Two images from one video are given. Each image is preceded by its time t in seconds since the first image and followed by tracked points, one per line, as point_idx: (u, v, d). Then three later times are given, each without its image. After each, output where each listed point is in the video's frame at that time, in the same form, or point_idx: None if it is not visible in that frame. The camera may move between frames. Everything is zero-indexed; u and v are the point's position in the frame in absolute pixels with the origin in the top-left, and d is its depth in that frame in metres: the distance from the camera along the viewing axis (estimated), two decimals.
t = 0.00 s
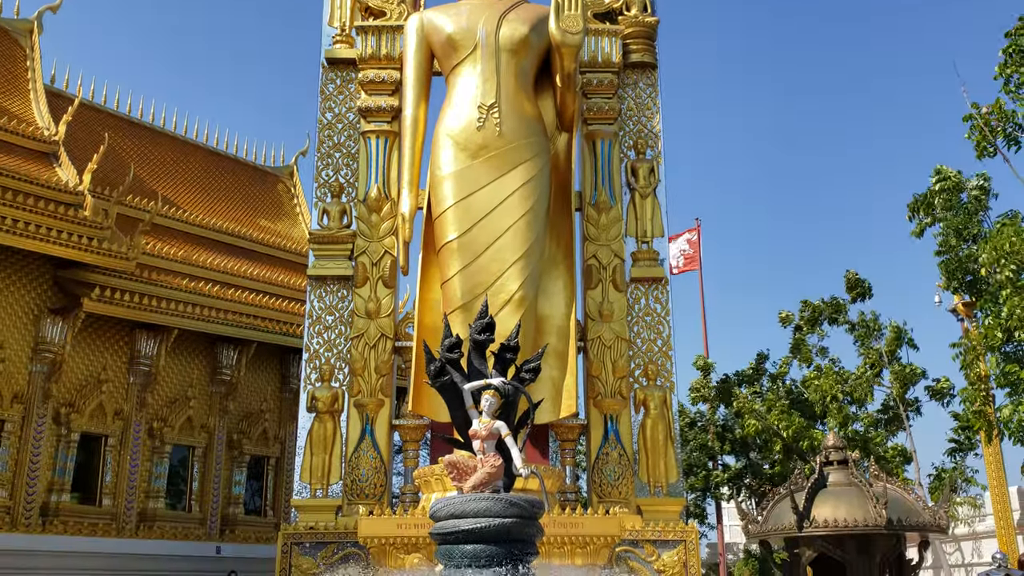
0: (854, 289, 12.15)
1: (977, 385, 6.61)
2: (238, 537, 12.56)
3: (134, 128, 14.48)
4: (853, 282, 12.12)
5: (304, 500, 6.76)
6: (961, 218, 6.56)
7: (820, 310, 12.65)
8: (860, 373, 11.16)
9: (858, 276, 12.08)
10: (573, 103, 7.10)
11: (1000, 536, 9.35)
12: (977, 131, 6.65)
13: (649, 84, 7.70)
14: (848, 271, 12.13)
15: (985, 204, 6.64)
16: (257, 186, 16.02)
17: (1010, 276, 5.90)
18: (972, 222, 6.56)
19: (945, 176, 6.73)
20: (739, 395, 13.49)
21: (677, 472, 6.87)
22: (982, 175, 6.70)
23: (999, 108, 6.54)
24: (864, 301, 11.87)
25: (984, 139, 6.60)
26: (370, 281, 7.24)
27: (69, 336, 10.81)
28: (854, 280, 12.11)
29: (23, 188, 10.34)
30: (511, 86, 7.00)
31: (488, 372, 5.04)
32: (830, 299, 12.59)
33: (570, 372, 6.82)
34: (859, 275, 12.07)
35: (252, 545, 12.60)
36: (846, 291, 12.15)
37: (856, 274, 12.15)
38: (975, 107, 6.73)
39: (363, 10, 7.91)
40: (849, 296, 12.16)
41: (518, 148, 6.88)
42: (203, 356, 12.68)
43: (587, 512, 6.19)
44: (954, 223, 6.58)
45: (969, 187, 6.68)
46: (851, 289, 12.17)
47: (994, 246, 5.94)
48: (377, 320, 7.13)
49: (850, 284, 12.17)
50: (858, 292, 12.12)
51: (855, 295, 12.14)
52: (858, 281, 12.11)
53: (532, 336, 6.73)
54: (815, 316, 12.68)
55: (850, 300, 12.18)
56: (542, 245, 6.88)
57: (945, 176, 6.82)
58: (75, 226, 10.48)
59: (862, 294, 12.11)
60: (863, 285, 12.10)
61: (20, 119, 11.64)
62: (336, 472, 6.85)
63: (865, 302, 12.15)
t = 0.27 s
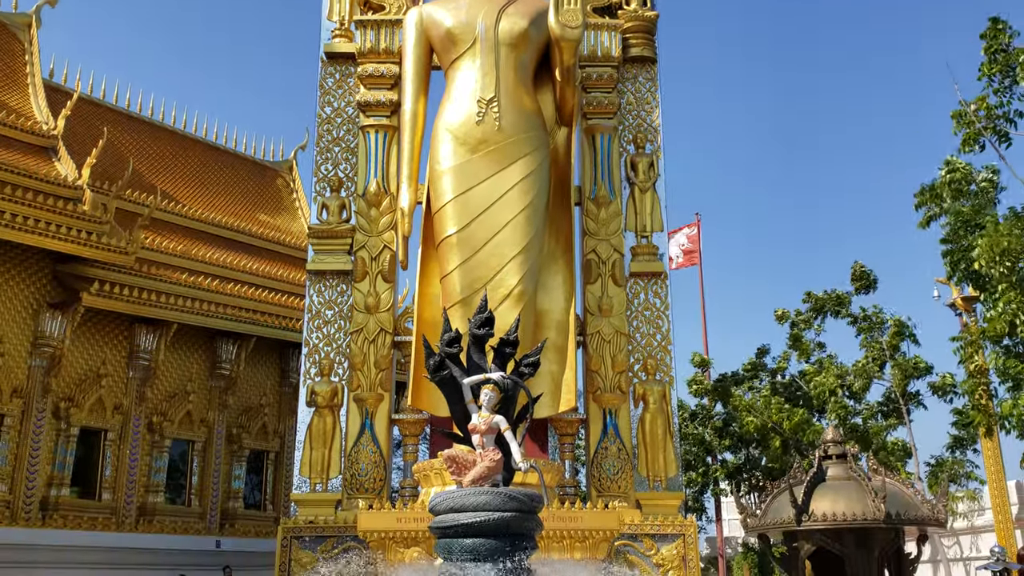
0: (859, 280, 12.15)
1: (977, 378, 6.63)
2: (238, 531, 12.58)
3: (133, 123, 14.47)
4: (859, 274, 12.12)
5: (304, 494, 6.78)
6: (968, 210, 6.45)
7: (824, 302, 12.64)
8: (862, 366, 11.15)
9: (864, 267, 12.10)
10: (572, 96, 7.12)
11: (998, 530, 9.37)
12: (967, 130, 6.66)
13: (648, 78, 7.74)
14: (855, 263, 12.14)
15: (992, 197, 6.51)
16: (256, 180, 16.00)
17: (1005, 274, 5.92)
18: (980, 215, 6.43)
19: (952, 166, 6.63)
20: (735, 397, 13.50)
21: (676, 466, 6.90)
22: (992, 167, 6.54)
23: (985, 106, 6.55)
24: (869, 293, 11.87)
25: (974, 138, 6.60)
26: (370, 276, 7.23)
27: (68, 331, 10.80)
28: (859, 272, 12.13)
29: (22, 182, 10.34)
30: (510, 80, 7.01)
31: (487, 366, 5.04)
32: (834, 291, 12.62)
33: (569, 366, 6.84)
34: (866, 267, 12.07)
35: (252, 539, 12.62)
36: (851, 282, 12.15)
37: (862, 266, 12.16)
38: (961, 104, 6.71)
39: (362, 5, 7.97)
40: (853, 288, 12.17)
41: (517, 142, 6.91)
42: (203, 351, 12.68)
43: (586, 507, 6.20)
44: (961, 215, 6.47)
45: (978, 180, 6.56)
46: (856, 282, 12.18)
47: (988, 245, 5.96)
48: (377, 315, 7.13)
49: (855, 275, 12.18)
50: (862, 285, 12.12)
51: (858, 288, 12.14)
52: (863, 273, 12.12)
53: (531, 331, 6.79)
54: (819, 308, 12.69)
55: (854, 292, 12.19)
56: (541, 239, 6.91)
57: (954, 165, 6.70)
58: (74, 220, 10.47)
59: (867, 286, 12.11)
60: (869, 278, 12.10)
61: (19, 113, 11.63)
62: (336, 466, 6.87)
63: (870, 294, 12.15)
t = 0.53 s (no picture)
0: (867, 272, 12.11)
1: (978, 372, 6.62)
2: (238, 527, 12.59)
3: (132, 119, 14.45)
4: (867, 266, 12.09)
5: (304, 491, 6.80)
6: (975, 204, 6.38)
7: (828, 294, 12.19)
8: (865, 359, 11.13)
9: (872, 259, 12.05)
10: (572, 92, 7.12)
11: (997, 525, 9.39)
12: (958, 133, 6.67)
13: (648, 74, 7.79)
14: (862, 255, 12.09)
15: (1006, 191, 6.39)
16: (255, 177, 15.99)
17: (1003, 273, 5.90)
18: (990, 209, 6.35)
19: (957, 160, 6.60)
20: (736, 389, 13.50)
21: (675, 461, 6.91)
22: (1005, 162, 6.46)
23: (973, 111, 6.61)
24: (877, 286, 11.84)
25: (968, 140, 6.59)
26: (369, 272, 7.27)
27: (68, 328, 10.80)
28: (867, 264, 12.09)
29: (21, 179, 10.33)
30: (509, 76, 7.02)
31: (487, 363, 5.02)
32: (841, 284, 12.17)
33: (569, 363, 6.88)
34: (875, 259, 12.03)
35: (252, 535, 12.63)
36: (859, 275, 12.11)
37: (870, 259, 12.13)
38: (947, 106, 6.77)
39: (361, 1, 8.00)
40: (861, 280, 12.13)
41: (516, 138, 6.91)
42: (202, 347, 12.68)
43: (585, 502, 6.21)
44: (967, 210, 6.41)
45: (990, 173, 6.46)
46: (864, 274, 12.13)
47: (985, 245, 5.95)
48: (376, 311, 7.16)
49: (863, 267, 12.13)
50: (870, 277, 12.08)
51: (867, 279, 12.10)
52: (871, 265, 12.09)
53: (531, 327, 6.81)
54: (825, 301, 12.19)
55: (861, 284, 12.14)
56: (541, 235, 6.94)
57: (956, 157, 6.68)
58: (73, 217, 10.47)
59: (876, 278, 12.08)
60: (876, 271, 12.07)
61: (18, 110, 11.61)
62: (336, 462, 6.89)
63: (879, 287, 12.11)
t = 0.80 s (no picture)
0: (877, 259, 12.09)
1: (978, 362, 6.62)
2: (238, 517, 12.62)
3: (131, 109, 14.43)
4: (876, 253, 12.08)
5: (304, 481, 6.81)
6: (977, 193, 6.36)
7: (834, 279, 12.07)
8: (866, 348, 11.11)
9: (882, 246, 12.04)
10: (571, 81, 7.22)
11: (995, 514, 9.42)
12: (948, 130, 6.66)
13: (647, 64, 7.79)
14: (874, 242, 12.07)
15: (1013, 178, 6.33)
16: (254, 167, 15.97)
17: (1000, 265, 5.91)
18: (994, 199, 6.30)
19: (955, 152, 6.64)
20: (740, 372, 13.53)
21: (675, 451, 6.92)
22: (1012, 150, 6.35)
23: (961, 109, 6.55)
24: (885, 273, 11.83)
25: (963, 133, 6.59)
26: (368, 263, 7.26)
27: (67, 318, 10.81)
28: (877, 251, 12.09)
29: (19, 169, 10.32)
30: (508, 66, 7.11)
31: (487, 354, 5.01)
32: (848, 268, 12.02)
33: (568, 353, 6.90)
34: (887, 247, 12.01)
35: (252, 525, 12.66)
36: (868, 261, 12.10)
37: (880, 246, 12.12)
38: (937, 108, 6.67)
39: None
40: (870, 267, 12.12)
41: (515, 128, 6.99)
42: (202, 337, 12.69)
43: (585, 492, 6.22)
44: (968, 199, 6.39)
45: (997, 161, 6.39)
46: (873, 260, 12.12)
47: (982, 238, 5.95)
48: (376, 302, 7.16)
49: (873, 254, 12.12)
50: (880, 264, 12.07)
51: (876, 266, 12.10)
52: (881, 252, 12.08)
53: (530, 316, 6.89)
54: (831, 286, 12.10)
55: (870, 271, 12.14)
56: (540, 225, 7.01)
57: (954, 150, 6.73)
58: (72, 207, 10.46)
59: (885, 266, 12.08)
60: (886, 258, 12.06)
61: (16, 100, 11.58)
62: (335, 452, 6.90)
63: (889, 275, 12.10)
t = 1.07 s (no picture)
0: (884, 253, 12.09)
1: (976, 357, 6.63)
2: (238, 511, 12.65)
3: (129, 103, 14.41)
4: (885, 247, 12.08)
5: (303, 474, 6.83)
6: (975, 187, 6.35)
7: (838, 269, 12.08)
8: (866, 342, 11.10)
9: (890, 240, 12.05)
10: (571, 75, 7.24)
11: (993, 508, 9.45)
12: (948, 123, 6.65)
13: (646, 57, 7.79)
14: (883, 235, 12.06)
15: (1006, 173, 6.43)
16: (253, 161, 15.95)
17: (999, 261, 5.91)
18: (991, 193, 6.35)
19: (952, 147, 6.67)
20: (743, 362, 13.53)
21: (674, 445, 6.94)
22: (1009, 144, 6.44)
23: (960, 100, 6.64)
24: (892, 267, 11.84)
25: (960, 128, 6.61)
26: (367, 257, 7.26)
27: (66, 312, 10.80)
28: (885, 245, 12.09)
29: (18, 163, 10.31)
30: (507, 60, 7.11)
31: (486, 348, 5.01)
32: (854, 258, 12.02)
33: (567, 347, 6.91)
34: (895, 241, 12.01)
35: (252, 518, 12.67)
36: (875, 254, 12.10)
37: (888, 239, 12.12)
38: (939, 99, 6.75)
39: None
40: (877, 260, 12.12)
41: (514, 123, 6.99)
42: (201, 331, 12.68)
43: (584, 486, 6.23)
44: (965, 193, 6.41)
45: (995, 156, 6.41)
46: (881, 253, 12.13)
47: (979, 233, 5.98)
48: (375, 296, 7.16)
49: (881, 248, 12.12)
50: (887, 258, 12.07)
51: (883, 260, 12.10)
52: (889, 246, 12.08)
53: (530, 311, 6.89)
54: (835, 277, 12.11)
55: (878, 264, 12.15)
56: (539, 220, 7.01)
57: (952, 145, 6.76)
58: (71, 201, 10.44)
59: (892, 260, 12.07)
60: (895, 252, 12.06)
61: (14, 93, 11.56)
62: (335, 446, 6.92)
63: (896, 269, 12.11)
